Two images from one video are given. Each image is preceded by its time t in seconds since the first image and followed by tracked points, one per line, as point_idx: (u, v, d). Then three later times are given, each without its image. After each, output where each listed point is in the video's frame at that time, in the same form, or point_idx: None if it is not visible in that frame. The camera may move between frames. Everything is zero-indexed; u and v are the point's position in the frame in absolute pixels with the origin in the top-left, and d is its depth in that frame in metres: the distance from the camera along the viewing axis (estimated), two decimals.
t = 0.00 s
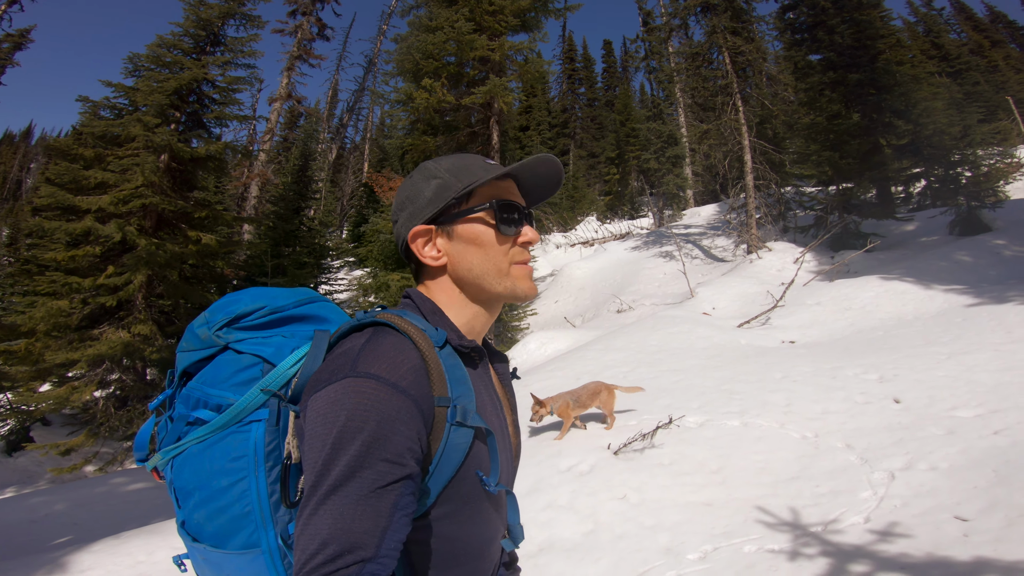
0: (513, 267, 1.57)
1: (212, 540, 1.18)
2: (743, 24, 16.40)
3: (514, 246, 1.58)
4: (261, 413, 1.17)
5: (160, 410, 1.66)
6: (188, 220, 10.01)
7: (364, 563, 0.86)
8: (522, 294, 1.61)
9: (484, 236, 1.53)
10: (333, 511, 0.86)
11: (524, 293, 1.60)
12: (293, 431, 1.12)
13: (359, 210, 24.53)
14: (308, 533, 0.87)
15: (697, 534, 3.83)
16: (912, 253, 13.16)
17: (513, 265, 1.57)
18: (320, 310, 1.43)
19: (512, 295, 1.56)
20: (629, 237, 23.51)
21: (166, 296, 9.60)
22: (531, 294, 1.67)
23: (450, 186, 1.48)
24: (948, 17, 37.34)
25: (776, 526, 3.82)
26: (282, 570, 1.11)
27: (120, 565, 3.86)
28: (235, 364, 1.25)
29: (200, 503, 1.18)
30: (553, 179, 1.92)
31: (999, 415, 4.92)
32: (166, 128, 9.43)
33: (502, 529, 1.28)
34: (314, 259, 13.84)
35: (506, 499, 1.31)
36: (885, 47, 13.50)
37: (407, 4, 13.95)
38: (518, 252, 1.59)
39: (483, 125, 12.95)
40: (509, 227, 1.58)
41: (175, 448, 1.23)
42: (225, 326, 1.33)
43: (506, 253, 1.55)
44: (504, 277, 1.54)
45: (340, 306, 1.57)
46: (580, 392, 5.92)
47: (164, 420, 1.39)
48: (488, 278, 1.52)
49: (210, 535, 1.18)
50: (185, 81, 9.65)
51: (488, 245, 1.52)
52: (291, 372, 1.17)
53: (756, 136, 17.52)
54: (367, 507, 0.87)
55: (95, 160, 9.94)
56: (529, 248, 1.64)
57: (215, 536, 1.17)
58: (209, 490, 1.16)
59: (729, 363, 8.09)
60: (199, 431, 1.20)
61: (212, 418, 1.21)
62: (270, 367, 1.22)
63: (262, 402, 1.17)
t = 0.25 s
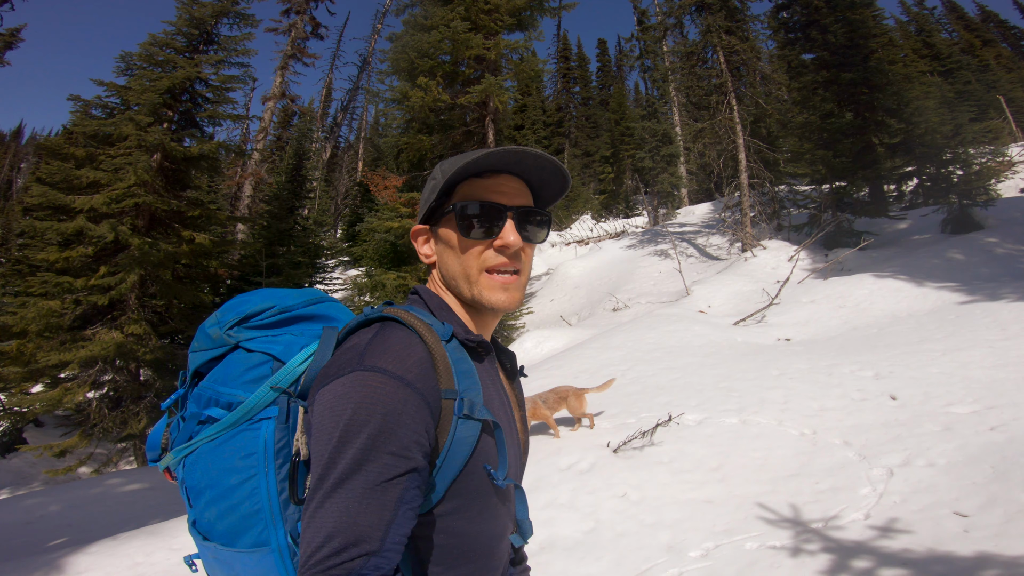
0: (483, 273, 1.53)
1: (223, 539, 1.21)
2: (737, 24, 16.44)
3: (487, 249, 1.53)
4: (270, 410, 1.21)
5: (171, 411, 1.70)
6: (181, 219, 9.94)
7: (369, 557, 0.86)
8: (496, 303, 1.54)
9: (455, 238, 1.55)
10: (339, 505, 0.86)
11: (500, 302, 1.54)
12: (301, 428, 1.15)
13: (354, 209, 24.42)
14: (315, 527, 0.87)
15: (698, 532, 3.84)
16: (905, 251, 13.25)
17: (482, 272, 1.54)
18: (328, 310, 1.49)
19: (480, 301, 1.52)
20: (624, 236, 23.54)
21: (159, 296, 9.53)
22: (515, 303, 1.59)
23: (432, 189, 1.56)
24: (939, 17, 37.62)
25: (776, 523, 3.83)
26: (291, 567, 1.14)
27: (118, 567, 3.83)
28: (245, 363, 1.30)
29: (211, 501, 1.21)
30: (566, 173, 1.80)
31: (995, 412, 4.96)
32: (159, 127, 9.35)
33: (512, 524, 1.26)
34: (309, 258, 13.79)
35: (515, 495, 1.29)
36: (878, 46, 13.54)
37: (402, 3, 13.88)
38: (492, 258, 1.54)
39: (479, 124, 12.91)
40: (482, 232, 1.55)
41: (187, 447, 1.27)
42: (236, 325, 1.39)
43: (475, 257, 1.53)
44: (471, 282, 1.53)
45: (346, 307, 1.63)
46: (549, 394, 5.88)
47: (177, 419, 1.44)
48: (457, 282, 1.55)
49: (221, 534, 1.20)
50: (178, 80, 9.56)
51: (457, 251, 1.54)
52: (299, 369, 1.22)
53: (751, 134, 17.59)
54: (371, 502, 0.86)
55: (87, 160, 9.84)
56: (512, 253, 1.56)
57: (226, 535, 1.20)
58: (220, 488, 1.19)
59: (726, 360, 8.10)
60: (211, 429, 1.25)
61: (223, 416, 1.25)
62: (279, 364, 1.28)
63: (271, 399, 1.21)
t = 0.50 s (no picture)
0: (489, 269, 1.55)
1: (240, 533, 1.27)
2: (730, 23, 16.49)
3: (493, 246, 1.55)
4: (287, 405, 1.27)
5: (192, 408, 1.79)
6: (174, 219, 9.85)
7: (384, 551, 0.91)
8: (502, 299, 1.54)
9: (462, 235, 1.58)
10: (356, 498, 0.92)
11: (505, 297, 1.54)
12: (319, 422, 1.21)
13: (348, 209, 24.30)
14: (333, 521, 0.93)
15: (700, 528, 3.87)
16: (897, 248, 13.35)
17: (489, 268, 1.55)
18: (341, 307, 1.57)
19: (486, 297, 1.53)
20: (618, 235, 23.57)
21: (153, 296, 9.43)
22: (523, 298, 1.59)
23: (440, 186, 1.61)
24: (929, 16, 37.93)
25: (777, 518, 3.86)
26: (305, 563, 1.18)
27: (117, 569, 3.79)
28: (263, 358, 1.38)
29: (230, 496, 1.28)
30: (575, 167, 1.80)
31: (989, 407, 5.01)
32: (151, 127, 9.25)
33: (525, 518, 1.30)
34: (303, 258, 13.71)
35: (529, 489, 1.34)
36: (869, 45, 13.61)
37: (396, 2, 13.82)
38: (498, 254, 1.55)
39: (473, 122, 12.85)
40: (488, 229, 1.57)
41: (208, 442, 1.34)
42: (253, 322, 1.49)
43: (482, 254, 1.55)
44: (478, 278, 1.55)
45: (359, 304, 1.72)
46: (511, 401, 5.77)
47: (197, 415, 1.53)
48: (465, 278, 1.58)
49: (240, 528, 1.27)
50: (170, 80, 9.48)
51: (464, 247, 1.57)
52: (315, 364, 1.28)
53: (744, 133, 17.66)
54: (386, 496, 0.92)
55: (78, 160, 9.74)
56: (517, 249, 1.57)
57: (244, 529, 1.26)
58: (239, 483, 1.25)
59: (722, 357, 8.13)
60: (229, 425, 1.31)
61: (241, 411, 1.32)
62: (295, 359, 1.36)
63: (289, 395, 1.27)
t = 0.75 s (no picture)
0: (490, 264, 1.55)
1: (247, 529, 1.28)
2: (723, 24, 16.59)
3: (494, 241, 1.55)
4: (292, 401, 1.28)
5: (198, 405, 1.80)
6: (165, 219, 9.76)
7: (389, 544, 0.92)
8: (504, 295, 1.53)
9: (463, 230, 1.58)
10: (360, 493, 0.93)
11: (507, 293, 1.53)
12: (322, 417, 1.22)
13: (341, 210, 24.18)
14: (338, 514, 0.93)
15: (697, 525, 3.89)
16: (887, 248, 13.49)
17: (490, 263, 1.55)
18: (344, 303, 1.57)
19: (487, 292, 1.53)
20: (612, 235, 23.64)
21: (143, 297, 9.34)
22: (523, 294, 1.59)
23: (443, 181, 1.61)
24: (917, 18, 38.37)
25: (774, 514, 3.88)
26: (311, 557, 1.19)
27: (110, 571, 3.74)
28: (267, 355, 1.39)
29: (236, 492, 1.28)
30: (577, 162, 1.79)
31: (979, 403, 5.07)
32: (142, 127, 9.16)
33: (527, 510, 1.33)
34: (296, 258, 13.63)
35: (531, 483, 1.38)
36: (858, 46, 13.74)
37: (389, 2, 13.78)
38: (499, 250, 1.55)
39: (467, 122, 12.83)
40: (489, 224, 1.57)
41: (213, 439, 1.35)
42: (257, 319, 1.49)
43: (484, 248, 1.55)
44: (479, 273, 1.56)
45: (362, 300, 1.72)
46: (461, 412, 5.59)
47: (203, 411, 1.54)
48: (466, 273, 1.58)
49: (246, 524, 1.27)
50: (161, 79, 9.39)
51: (465, 242, 1.56)
52: (319, 360, 1.29)
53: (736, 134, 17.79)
54: (390, 489, 0.93)
55: (67, 160, 9.63)
56: (518, 245, 1.57)
57: (250, 525, 1.27)
58: (244, 479, 1.26)
59: (715, 356, 8.17)
60: (235, 420, 1.32)
61: (246, 407, 1.33)
62: (299, 356, 1.36)
63: (293, 390, 1.28)
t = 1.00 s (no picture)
0: (485, 255, 1.56)
1: (242, 524, 1.27)
2: (713, 27, 16.73)
3: (489, 232, 1.55)
4: (287, 395, 1.28)
5: (193, 401, 1.79)
6: (153, 221, 9.65)
7: (387, 534, 0.92)
8: (498, 286, 1.55)
9: (458, 221, 1.59)
10: (358, 483, 0.92)
11: (502, 284, 1.54)
12: (319, 410, 1.21)
13: (332, 211, 24.06)
14: (336, 505, 0.94)
15: (691, 523, 3.91)
16: (874, 249, 13.67)
17: (484, 254, 1.56)
18: (340, 298, 1.57)
19: (482, 283, 1.54)
20: (603, 236, 23.74)
21: (132, 299, 9.23)
22: (517, 286, 1.60)
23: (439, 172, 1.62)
24: (904, 21, 38.94)
25: (766, 512, 3.92)
26: (307, 551, 1.19)
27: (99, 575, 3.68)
28: (263, 349, 1.38)
29: (231, 487, 1.27)
30: (572, 156, 1.81)
31: (966, 401, 5.15)
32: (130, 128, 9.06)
33: (521, 500, 1.33)
34: (287, 260, 13.54)
35: (525, 475, 1.38)
36: (846, 49, 13.92)
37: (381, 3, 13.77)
38: (494, 241, 1.56)
39: (459, 124, 12.83)
40: (485, 216, 1.58)
41: (208, 434, 1.34)
42: (253, 313, 1.49)
43: (479, 239, 1.55)
44: (474, 264, 1.56)
45: (357, 295, 1.73)
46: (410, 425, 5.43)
47: (199, 407, 1.53)
48: (460, 264, 1.59)
49: (241, 519, 1.27)
50: (150, 80, 9.29)
51: (460, 233, 1.57)
52: (315, 354, 1.29)
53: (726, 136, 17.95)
54: (387, 480, 0.93)
55: (54, 161, 9.49)
56: (513, 236, 1.58)
57: (245, 520, 1.26)
58: (240, 474, 1.25)
59: (706, 356, 8.23)
60: (231, 415, 1.31)
61: (242, 401, 1.32)
62: (295, 350, 1.36)
63: (289, 384, 1.27)
